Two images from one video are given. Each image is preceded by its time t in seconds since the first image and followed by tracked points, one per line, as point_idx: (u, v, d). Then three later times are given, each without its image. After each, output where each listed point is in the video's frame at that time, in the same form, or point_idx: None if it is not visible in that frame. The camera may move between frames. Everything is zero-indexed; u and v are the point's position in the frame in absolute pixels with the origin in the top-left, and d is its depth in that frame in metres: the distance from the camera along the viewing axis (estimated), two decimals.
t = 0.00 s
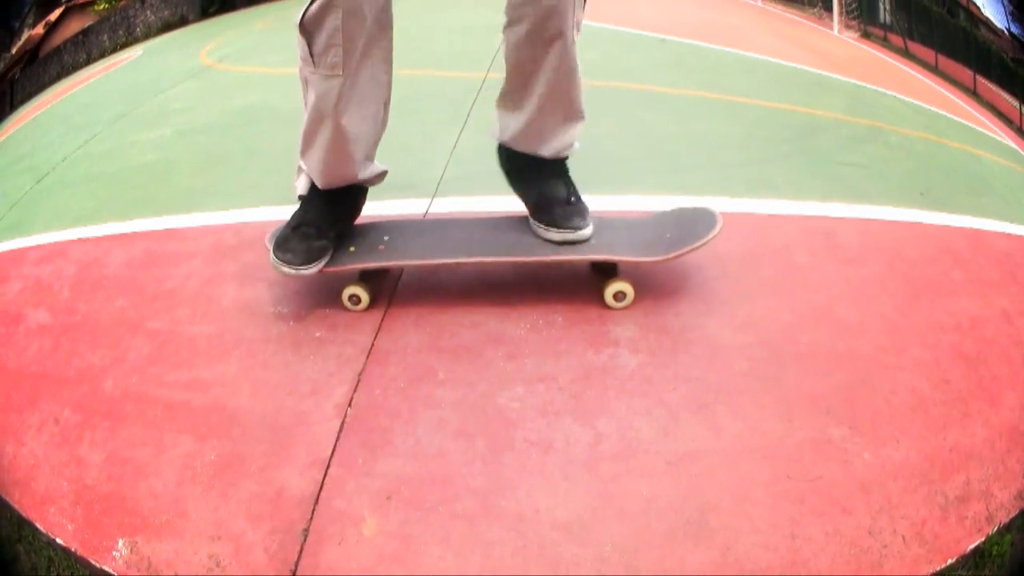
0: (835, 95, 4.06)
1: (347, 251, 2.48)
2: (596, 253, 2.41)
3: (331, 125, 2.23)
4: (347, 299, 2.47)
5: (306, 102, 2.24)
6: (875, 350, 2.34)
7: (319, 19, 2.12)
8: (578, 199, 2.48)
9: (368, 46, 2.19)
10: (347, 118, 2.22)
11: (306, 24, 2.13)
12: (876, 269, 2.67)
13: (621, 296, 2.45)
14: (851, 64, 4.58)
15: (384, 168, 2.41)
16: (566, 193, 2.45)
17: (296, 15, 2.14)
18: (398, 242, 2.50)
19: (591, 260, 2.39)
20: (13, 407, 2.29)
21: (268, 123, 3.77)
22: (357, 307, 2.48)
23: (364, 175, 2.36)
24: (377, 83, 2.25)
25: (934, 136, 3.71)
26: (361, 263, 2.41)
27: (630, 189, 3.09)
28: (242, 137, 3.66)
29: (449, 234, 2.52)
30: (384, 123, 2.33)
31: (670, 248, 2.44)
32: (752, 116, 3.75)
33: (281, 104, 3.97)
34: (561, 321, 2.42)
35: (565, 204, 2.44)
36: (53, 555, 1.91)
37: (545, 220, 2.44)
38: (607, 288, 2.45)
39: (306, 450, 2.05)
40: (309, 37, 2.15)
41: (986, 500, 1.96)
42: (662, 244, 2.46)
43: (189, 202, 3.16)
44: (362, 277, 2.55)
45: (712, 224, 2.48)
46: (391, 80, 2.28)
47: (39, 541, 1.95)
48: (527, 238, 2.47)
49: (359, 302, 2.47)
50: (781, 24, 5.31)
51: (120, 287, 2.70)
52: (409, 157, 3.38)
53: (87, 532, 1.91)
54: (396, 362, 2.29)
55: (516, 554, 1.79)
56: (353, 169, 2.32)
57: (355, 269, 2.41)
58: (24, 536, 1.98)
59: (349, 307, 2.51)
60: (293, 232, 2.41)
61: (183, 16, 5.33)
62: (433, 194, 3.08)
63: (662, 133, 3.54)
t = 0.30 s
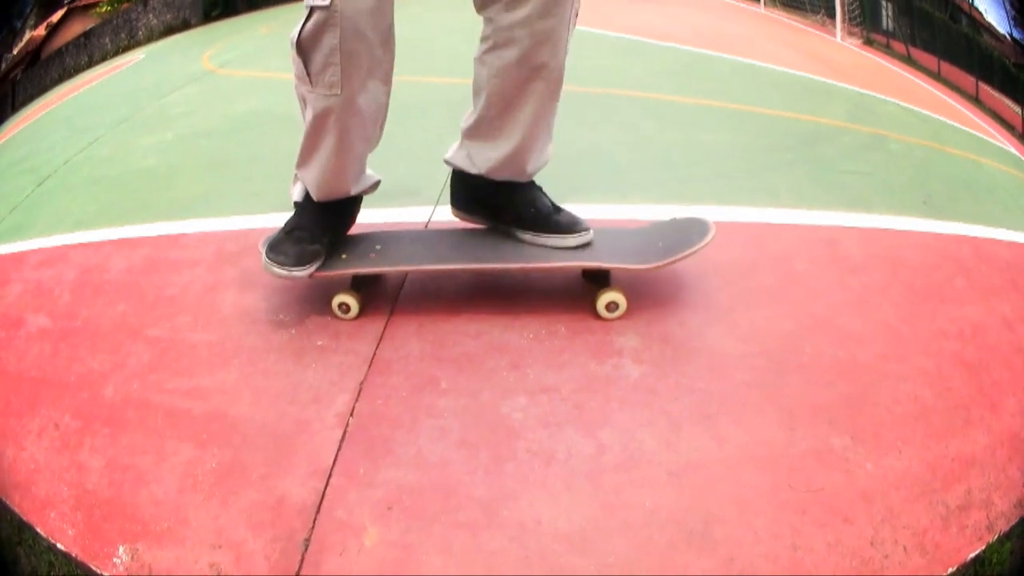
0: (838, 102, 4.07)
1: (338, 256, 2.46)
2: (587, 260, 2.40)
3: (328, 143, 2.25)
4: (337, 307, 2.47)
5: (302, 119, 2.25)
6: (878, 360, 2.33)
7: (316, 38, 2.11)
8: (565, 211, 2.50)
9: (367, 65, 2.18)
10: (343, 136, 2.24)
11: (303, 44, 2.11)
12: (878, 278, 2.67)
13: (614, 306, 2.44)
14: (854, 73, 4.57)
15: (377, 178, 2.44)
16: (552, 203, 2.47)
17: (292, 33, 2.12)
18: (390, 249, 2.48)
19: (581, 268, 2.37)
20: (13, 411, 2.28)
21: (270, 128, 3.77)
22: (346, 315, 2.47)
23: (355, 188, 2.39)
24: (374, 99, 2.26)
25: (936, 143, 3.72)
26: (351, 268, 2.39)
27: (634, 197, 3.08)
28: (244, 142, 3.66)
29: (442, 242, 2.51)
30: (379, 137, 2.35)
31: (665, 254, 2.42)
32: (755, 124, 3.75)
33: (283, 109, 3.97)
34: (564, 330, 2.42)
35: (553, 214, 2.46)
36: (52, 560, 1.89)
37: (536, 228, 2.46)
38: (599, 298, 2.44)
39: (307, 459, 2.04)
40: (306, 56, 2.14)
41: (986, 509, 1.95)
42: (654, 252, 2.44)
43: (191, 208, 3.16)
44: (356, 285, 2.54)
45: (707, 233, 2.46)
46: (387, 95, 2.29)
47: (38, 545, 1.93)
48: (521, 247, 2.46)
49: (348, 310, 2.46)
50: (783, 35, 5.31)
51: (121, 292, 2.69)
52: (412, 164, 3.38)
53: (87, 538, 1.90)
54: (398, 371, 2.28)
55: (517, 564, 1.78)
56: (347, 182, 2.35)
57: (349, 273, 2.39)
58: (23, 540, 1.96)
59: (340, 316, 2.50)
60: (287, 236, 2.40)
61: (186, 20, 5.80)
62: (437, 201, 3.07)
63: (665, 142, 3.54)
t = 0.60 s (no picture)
0: (849, 111, 4.10)
1: (349, 263, 2.46)
2: (598, 270, 2.40)
3: (335, 149, 2.25)
4: (347, 313, 2.47)
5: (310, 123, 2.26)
6: (887, 371, 2.33)
7: (322, 44, 2.11)
8: (577, 217, 2.48)
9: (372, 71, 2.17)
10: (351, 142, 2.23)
11: (309, 49, 2.11)
12: (888, 289, 2.67)
13: (625, 316, 2.44)
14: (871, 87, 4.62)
15: (388, 184, 2.44)
16: (566, 209, 2.45)
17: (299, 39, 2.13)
18: (400, 256, 2.48)
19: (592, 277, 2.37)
20: (18, 411, 2.28)
21: (279, 131, 3.77)
22: (357, 321, 2.48)
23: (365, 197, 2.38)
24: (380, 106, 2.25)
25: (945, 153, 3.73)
26: (361, 275, 2.39)
27: (644, 204, 3.09)
28: (253, 144, 3.66)
29: (452, 250, 2.52)
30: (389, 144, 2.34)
31: (675, 263, 2.42)
32: (765, 133, 3.78)
33: (292, 112, 3.97)
34: (574, 340, 2.41)
35: (564, 221, 2.44)
36: (54, 560, 1.89)
37: (543, 234, 2.46)
38: (611, 307, 2.44)
39: (315, 466, 2.03)
40: (312, 61, 2.15)
41: (990, 519, 1.95)
42: (664, 262, 2.44)
43: (199, 210, 3.16)
44: (366, 290, 2.54)
45: (718, 243, 2.45)
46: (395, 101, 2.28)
47: (40, 545, 1.92)
48: (530, 256, 2.46)
49: (358, 317, 2.47)
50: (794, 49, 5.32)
51: (127, 294, 2.69)
52: (422, 170, 3.39)
53: (90, 540, 1.89)
54: (408, 378, 2.28)
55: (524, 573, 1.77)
56: (354, 189, 2.33)
57: (357, 280, 2.40)
58: (25, 540, 1.95)
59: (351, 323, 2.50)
60: (298, 239, 2.40)
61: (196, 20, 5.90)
62: (449, 208, 3.07)
63: (675, 149, 3.56)
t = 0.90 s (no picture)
0: (845, 131, 4.27)
1: (343, 292, 2.47)
2: (591, 299, 2.40)
3: (330, 165, 2.23)
4: (344, 342, 2.49)
5: (303, 141, 2.24)
6: (882, 389, 2.32)
7: (318, 58, 2.10)
8: (565, 243, 2.51)
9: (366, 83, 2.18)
10: (347, 157, 2.22)
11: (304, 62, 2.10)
12: (884, 307, 2.68)
13: (620, 341, 2.45)
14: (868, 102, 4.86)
15: (380, 208, 2.44)
16: (552, 235, 2.48)
17: (293, 54, 2.10)
18: (394, 286, 2.48)
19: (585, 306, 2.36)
20: (16, 435, 2.27)
21: (281, 161, 3.89)
22: (353, 349, 2.49)
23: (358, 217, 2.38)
24: (370, 120, 2.27)
25: (939, 165, 3.81)
26: (354, 306, 2.38)
27: (639, 229, 3.16)
28: (251, 171, 3.77)
29: (445, 277, 2.53)
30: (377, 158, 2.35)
31: (670, 289, 2.43)
32: (759, 156, 3.92)
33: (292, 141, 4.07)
34: (568, 367, 2.42)
35: (553, 246, 2.46)
36: None
37: (534, 261, 2.48)
38: (606, 333, 2.45)
39: (310, 495, 2.02)
40: (308, 75, 2.13)
41: (987, 531, 1.91)
42: (659, 288, 2.45)
43: (197, 237, 3.21)
44: (361, 318, 2.56)
45: (712, 268, 2.46)
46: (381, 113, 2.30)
47: (42, 568, 1.88)
48: (524, 283, 2.48)
49: (354, 346, 2.48)
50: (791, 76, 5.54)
51: (123, 320, 2.70)
52: (420, 202, 3.48)
53: (89, 565, 1.86)
54: (403, 407, 2.28)
55: None
56: (349, 207, 2.32)
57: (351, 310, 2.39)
58: (26, 561, 1.91)
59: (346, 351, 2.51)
60: (290, 272, 2.40)
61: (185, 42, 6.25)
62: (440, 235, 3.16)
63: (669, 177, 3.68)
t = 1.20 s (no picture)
0: (848, 139, 4.34)
1: (347, 300, 2.47)
2: (597, 309, 2.40)
3: (320, 170, 2.22)
4: (347, 350, 2.50)
5: (295, 146, 2.25)
6: (883, 400, 2.33)
7: (305, 63, 2.12)
8: (573, 252, 2.51)
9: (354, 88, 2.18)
10: (336, 161, 2.21)
11: (293, 68, 2.12)
12: (886, 318, 2.68)
13: (624, 352, 2.45)
14: (873, 113, 4.92)
15: (382, 217, 2.42)
16: (561, 243, 2.49)
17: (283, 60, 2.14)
18: (398, 295, 2.49)
19: (590, 316, 2.36)
20: (17, 438, 2.26)
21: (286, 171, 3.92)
22: (356, 358, 2.50)
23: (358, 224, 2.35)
24: (362, 126, 2.26)
25: (943, 174, 3.87)
26: (358, 314, 2.38)
27: (642, 239, 3.18)
28: (258, 183, 3.82)
29: (448, 286, 2.53)
30: (372, 164, 2.34)
31: (674, 300, 2.43)
32: (762, 166, 3.97)
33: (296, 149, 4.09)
34: (571, 378, 2.43)
35: (560, 255, 2.47)
36: None
37: (539, 270, 2.49)
38: (609, 344, 2.45)
39: (313, 504, 2.01)
40: (297, 81, 2.15)
41: (986, 540, 1.91)
42: (663, 299, 2.45)
43: (201, 245, 3.23)
44: (363, 327, 2.56)
45: (716, 279, 2.46)
46: (374, 118, 2.29)
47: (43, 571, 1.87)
48: (527, 293, 2.48)
49: (357, 354, 2.49)
50: (796, 86, 5.63)
51: (124, 326, 2.70)
52: (424, 212, 3.51)
53: (90, 571, 1.85)
54: (406, 417, 2.28)
55: None
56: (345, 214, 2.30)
57: (355, 319, 2.39)
58: (26, 563, 1.90)
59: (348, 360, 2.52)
60: (293, 280, 2.40)
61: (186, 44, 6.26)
62: (443, 243, 3.18)
63: (673, 187, 3.72)
